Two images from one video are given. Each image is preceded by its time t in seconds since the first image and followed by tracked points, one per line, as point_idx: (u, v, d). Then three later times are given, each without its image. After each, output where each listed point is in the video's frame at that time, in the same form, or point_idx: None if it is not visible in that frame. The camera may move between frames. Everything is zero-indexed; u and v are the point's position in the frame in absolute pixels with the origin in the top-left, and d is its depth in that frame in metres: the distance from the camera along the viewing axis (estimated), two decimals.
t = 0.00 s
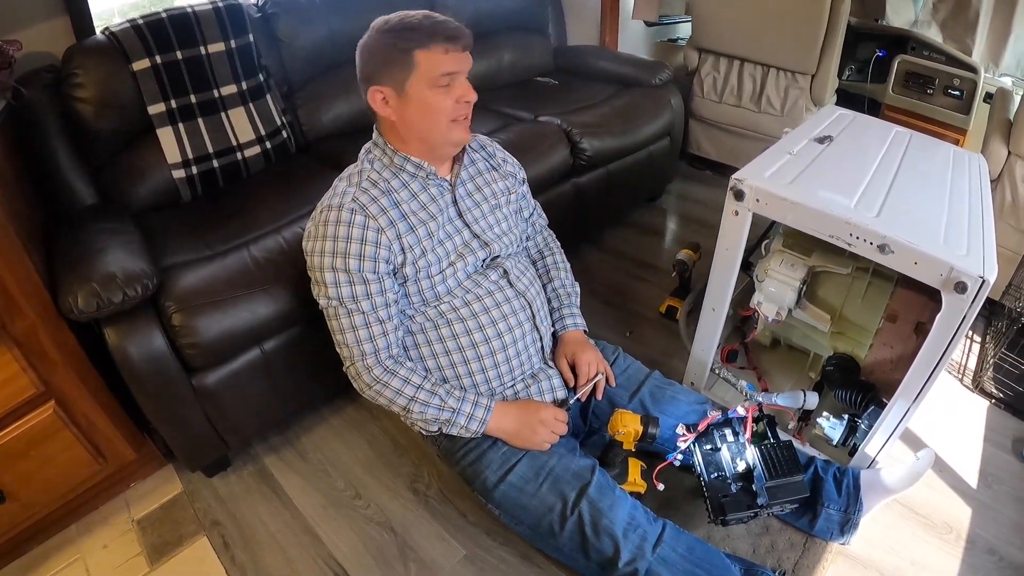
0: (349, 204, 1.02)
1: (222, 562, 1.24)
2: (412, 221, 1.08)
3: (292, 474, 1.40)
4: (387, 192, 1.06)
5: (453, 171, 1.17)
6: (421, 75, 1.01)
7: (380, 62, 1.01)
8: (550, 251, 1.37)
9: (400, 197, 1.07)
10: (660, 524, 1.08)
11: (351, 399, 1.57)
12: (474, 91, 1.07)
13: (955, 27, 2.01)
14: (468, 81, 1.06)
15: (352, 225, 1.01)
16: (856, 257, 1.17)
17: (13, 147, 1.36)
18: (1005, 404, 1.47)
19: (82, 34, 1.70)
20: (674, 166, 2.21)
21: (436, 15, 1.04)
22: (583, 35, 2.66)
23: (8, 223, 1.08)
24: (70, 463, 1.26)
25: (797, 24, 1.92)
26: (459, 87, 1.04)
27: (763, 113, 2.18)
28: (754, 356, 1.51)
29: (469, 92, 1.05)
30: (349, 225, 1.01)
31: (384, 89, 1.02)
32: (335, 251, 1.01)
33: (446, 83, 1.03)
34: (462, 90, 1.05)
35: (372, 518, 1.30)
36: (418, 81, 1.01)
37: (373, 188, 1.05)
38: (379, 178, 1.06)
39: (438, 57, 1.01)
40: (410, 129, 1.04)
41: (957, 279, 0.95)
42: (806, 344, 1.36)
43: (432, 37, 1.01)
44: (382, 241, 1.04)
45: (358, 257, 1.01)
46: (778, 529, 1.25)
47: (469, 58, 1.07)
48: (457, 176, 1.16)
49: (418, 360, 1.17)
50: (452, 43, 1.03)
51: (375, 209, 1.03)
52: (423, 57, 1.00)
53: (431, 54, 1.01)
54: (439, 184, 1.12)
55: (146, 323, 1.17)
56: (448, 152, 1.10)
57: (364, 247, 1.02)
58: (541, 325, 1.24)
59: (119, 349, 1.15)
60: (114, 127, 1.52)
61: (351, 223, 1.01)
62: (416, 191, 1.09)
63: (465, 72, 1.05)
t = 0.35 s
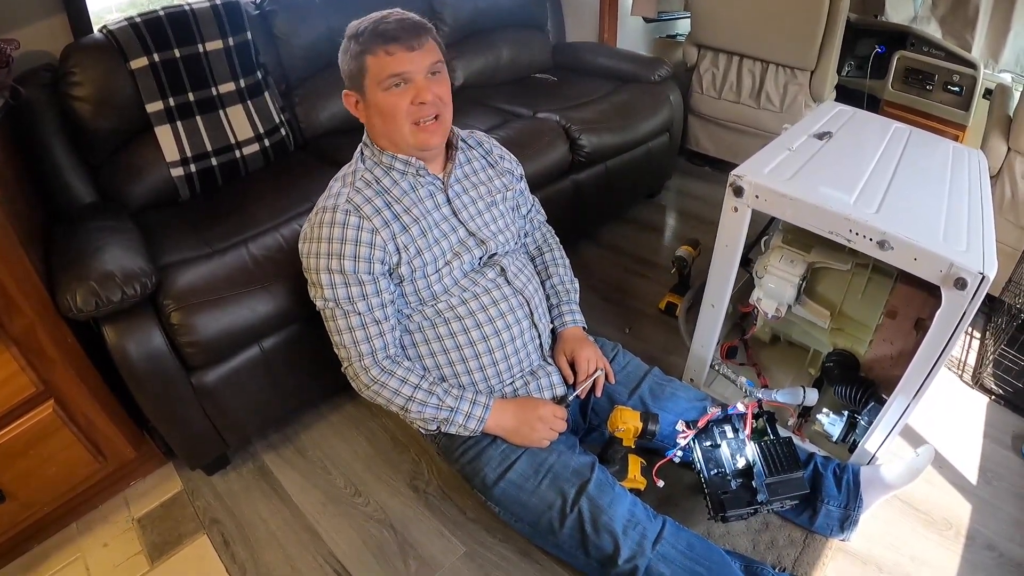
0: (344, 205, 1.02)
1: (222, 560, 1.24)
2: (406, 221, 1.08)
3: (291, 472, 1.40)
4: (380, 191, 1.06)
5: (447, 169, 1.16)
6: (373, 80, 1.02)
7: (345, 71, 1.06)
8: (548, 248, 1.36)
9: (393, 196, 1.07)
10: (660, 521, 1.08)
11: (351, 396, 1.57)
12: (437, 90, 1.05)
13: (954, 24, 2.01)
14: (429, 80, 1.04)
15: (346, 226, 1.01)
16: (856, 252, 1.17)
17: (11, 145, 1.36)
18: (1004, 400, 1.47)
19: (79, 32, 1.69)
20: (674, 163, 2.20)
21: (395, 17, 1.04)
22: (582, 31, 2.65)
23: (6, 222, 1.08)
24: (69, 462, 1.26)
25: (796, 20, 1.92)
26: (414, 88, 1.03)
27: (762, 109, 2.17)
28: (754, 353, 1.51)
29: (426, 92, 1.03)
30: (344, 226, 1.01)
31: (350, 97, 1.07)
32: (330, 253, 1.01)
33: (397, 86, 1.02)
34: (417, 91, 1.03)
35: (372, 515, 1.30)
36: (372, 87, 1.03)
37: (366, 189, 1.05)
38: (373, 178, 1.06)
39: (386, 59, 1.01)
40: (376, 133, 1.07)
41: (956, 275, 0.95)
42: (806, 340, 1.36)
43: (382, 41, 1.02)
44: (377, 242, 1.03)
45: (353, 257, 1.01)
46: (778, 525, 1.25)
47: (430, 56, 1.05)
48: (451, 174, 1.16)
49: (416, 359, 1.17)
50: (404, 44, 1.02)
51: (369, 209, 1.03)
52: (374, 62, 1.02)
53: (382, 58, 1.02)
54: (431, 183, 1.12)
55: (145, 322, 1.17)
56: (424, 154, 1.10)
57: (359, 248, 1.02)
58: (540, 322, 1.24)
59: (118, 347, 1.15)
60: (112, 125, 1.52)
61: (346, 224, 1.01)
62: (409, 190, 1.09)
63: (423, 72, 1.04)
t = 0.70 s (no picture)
0: (345, 207, 1.02)
1: (224, 560, 1.24)
2: (407, 222, 1.08)
3: (293, 472, 1.40)
4: (381, 193, 1.06)
5: (449, 171, 1.16)
6: (365, 83, 1.03)
7: (341, 74, 1.07)
8: (550, 249, 1.36)
9: (395, 198, 1.07)
10: (662, 523, 1.07)
11: (352, 397, 1.57)
12: (429, 91, 1.04)
13: (957, 25, 2.01)
14: (420, 82, 1.03)
15: (348, 228, 1.01)
16: (859, 254, 1.16)
17: (13, 145, 1.36)
18: (1007, 402, 1.47)
19: (82, 32, 1.70)
20: (676, 164, 2.20)
21: (384, 20, 1.04)
22: (584, 32, 2.65)
23: (8, 222, 1.08)
24: (71, 462, 1.26)
25: (799, 21, 1.92)
26: (405, 90, 1.02)
27: (764, 111, 2.17)
28: (756, 355, 1.51)
29: (416, 94, 1.02)
30: (345, 228, 1.01)
31: (348, 99, 1.08)
32: (331, 255, 1.01)
33: (389, 88, 1.02)
34: (408, 92, 1.02)
35: (374, 516, 1.30)
36: (365, 90, 1.04)
37: (367, 191, 1.05)
38: (375, 180, 1.06)
39: (377, 62, 1.01)
40: (372, 136, 1.07)
41: (959, 277, 0.94)
42: (808, 341, 1.35)
43: (372, 43, 1.02)
44: (378, 244, 1.03)
45: (355, 259, 1.01)
46: (780, 527, 1.24)
47: (421, 56, 1.04)
48: (453, 175, 1.16)
49: (417, 360, 1.17)
50: (393, 45, 1.02)
51: (370, 211, 1.03)
52: (365, 64, 1.02)
53: (372, 61, 1.02)
54: (432, 184, 1.12)
55: (147, 322, 1.17)
56: (422, 156, 1.09)
57: (360, 250, 1.02)
58: (541, 324, 1.24)
59: (120, 348, 1.15)
60: (115, 125, 1.52)
61: (347, 226, 1.01)
62: (410, 191, 1.09)
63: (414, 73, 1.03)
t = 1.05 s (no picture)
0: (347, 205, 1.02)
1: (223, 559, 1.24)
2: (408, 221, 1.08)
3: (292, 471, 1.40)
4: (383, 192, 1.06)
5: (450, 170, 1.16)
6: (371, 81, 1.03)
7: (347, 72, 1.07)
8: (551, 249, 1.36)
9: (396, 197, 1.07)
10: (661, 523, 1.07)
11: (352, 396, 1.57)
12: (435, 91, 1.04)
13: (958, 26, 2.01)
14: (426, 82, 1.04)
15: (350, 226, 1.01)
16: (859, 255, 1.16)
17: (13, 143, 1.36)
18: (1006, 403, 1.47)
19: (83, 31, 1.70)
20: (676, 164, 2.20)
21: (393, 19, 1.05)
22: (585, 32, 2.65)
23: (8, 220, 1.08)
24: (70, 461, 1.26)
25: (800, 22, 1.92)
26: (411, 89, 1.03)
27: (765, 111, 2.17)
28: (755, 355, 1.51)
29: (422, 93, 1.03)
30: (347, 226, 1.01)
31: (353, 96, 1.08)
32: (332, 253, 1.01)
33: (395, 86, 1.03)
34: (413, 92, 1.03)
35: (373, 515, 1.30)
36: (370, 87, 1.04)
37: (369, 189, 1.05)
38: (376, 178, 1.06)
39: (383, 60, 1.02)
40: (375, 133, 1.07)
41: (959, 278, 0.95)
42: (808, 342, 1.35)
43: (380, 41, 1.02)
44: (380, 243, 1.03)
45: (356, 257, 1.01)
46: (779, 527, 1.24)
47: (427, 56, 1.04)
48: (454, 175, 1.16)
49: (417, 359, 1.17)
50: (401, 44, 1.02)
51: (372, 209, 1.03)
52: (372, 62, 1.03)
53: (380, 58, 1.02)
54: (433, 183, 1.12)
55: (147, 320, 1.17)
56: (425, 155, 1.09)
57: (362, 248, 1.02)
58: (542, 323, 1.24)
59: (119, 346, 1.15)
60: (115, 124, 1.52)
61: (349, 224, 1.01)
62: (412, 190, 1.09)
63: (420, 73, 1.04)
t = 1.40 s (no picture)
0: (346, 206, 1.02)
1: (221, 560, 1.24)
2: (407, 223, 1.08)
3: (290, 473, 1.40)
4: (382, 193, 1.06)
5: (449, 172, 1.16)
6: (374, 81, 1.03)
7: (350, 71, 1.07)
8: (549, 251, 1.37)
9: (395, 198, 1.07)
10: (659, 525, 1.08)
11: (350, 397, 1.57)
12: (437, 94, 1.04)
13: (957, 28, 2.01)
14: (429, 84, 1.04)
15: (349, 227, 1.01)
16: (856, 257, 1.17)
17: (12, 143, 1.36)
18: (1004, 405, 1.47)
19: (82, 32, 1.70)
20: (675, 166, 2.21)
21: (398, 19, 1.04)
22: (584, 34, 2.65)
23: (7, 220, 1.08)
24: (69, 462, 1.26)
25: (799, 24, 1.92)
26: (413, 91, 1.03)
27: (763, 113, 2.18)
28: (754, 357, 1.51)
29: (424, 95, 1.03)
30: (346, 227, 1.01)
31: (355, 96, 1.07)
32: (331, 254, 1.01)
33: (397, 87, 1.03)
34: (415, 93, 1.03)
35: (371, 517, 1.30)
36: (372, 88, 1.04)
37: (369, 190, 1.05)
38: (375, 180, 1.06)
39: (386, 61, 1.02)
40: (376, 134, 1.07)
41: (957, 281, 0.95)
42: (805, 344, 1.37)
43: (383, 43, 1.02)
44: (379, 244, 1.03)
45: (355, 258, 1.01)
46: (777, 529, 1.25)
47: (430, 58, 1.04)
48: (453, 177, 1.16)
49: (416, 361, 1.17)
50: (404, 45, 1.02)
51: (371, 210, 1.03)
52: (375, 63, 1.02)
53: (383, 60, 1.02)
54: (432, 185, 1.12)
55: (145, 321, 1.17)
56: (425, 157, 1.09)
57: (361, 249, 1.02)
58: (540, 326, 1.24)
59: (118, 347, 1.14)
60: (114, 124, 1.52)
61: (348, 225, 1.01)
62: (411, 192, 1.09)
63: (423, 75, 1.04)
